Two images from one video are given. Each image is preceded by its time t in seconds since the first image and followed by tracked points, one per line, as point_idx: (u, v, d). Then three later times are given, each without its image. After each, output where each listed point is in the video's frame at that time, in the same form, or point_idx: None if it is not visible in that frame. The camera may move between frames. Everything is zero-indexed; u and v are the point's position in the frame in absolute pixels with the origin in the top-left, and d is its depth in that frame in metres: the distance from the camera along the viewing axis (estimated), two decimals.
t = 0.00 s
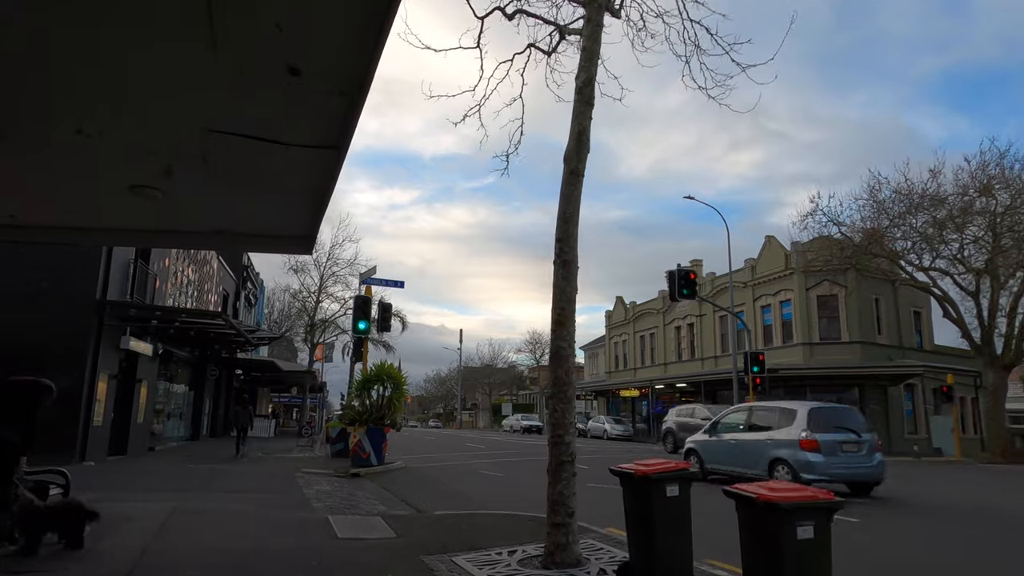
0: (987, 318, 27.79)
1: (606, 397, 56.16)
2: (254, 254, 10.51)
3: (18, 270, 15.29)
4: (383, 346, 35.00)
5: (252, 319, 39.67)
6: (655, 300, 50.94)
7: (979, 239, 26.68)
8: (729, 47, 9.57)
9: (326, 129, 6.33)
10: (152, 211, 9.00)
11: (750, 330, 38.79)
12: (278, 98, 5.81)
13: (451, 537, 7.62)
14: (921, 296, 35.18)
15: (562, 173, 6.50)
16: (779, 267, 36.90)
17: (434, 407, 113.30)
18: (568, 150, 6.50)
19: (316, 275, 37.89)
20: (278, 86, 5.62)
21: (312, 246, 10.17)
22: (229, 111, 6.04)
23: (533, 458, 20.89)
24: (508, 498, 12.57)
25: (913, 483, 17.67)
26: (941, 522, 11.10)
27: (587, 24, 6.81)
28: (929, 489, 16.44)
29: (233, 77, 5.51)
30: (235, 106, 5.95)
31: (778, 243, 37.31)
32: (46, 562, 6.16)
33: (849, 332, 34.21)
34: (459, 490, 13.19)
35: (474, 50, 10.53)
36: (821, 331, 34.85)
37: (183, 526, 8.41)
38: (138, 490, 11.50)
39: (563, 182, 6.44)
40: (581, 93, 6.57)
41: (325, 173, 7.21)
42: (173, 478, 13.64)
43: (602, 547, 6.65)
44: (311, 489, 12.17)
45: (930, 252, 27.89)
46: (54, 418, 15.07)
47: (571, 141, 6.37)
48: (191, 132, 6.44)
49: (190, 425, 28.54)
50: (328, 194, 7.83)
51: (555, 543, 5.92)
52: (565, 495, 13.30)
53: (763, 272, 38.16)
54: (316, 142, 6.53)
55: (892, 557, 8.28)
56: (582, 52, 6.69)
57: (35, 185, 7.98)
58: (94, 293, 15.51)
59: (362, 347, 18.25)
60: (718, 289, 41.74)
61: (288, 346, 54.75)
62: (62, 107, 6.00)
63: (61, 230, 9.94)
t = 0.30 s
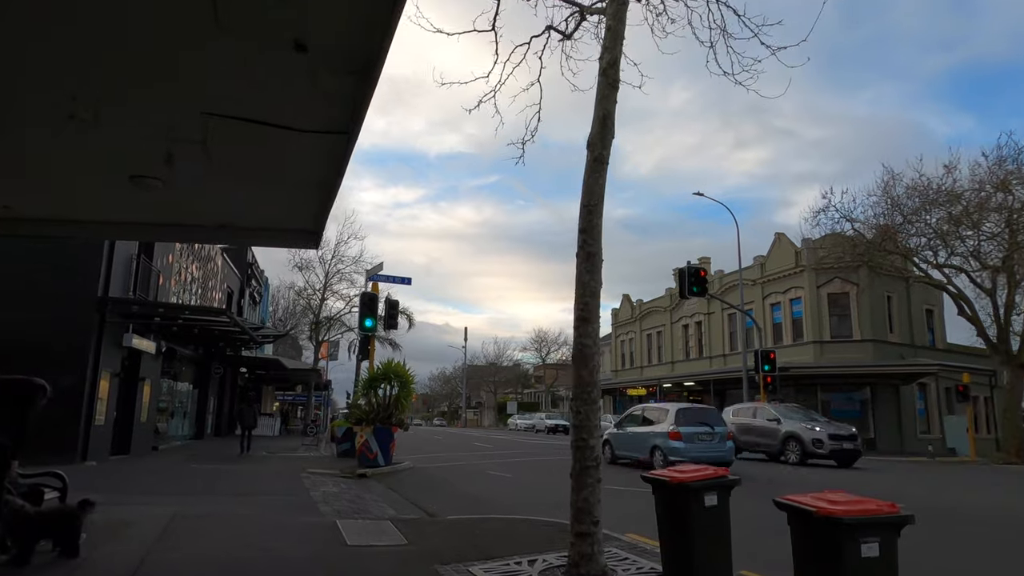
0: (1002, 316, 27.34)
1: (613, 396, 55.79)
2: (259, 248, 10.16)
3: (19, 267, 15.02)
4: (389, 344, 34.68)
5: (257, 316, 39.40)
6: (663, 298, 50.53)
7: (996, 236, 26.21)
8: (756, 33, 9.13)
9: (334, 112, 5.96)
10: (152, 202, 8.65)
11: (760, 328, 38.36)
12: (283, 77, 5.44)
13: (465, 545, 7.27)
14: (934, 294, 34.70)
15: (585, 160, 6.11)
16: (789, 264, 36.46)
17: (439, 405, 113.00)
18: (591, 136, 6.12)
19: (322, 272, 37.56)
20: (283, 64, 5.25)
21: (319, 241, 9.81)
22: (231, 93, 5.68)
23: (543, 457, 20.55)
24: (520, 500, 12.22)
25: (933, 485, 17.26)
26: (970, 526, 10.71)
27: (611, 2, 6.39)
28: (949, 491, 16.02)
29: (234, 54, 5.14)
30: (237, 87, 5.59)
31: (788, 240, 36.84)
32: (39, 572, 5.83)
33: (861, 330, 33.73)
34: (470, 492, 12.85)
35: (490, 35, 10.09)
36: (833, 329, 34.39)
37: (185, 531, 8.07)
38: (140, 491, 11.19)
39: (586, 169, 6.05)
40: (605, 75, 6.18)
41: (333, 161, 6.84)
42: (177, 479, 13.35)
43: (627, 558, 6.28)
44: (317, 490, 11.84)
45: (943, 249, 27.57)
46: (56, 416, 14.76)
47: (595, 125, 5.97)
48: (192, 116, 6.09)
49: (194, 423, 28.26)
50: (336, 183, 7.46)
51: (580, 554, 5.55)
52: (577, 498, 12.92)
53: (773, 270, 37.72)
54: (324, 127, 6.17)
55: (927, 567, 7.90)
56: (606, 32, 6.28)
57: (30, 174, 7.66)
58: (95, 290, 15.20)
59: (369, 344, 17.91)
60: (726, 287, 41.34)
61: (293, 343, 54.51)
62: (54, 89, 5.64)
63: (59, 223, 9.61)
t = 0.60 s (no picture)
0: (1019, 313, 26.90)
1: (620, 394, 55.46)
2: (267, 242, 9.86)
3: (23, 263, 14.78)
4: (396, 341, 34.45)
5: (262, 314, 39.16)
6: (671, 295, 50.15)
7: (1014, 232, 25.78)
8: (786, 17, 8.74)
9: (350, 93, 5.65)
10: (158, 193, 8.33)
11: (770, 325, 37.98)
12: (298, 55, 5.12)
13: (484, 551, 6.96)
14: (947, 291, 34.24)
15: (613, 144, 5.78)
16: (800, 261, 36.05)
17: (444, 404, 112.76)
18: (619, 119, 5.80)
19: (328, 270, 37.26)
20: (298, 40, 4.94)
21: (329, 232, 9.52)
22: (242, 73, 5.37)
23: (553, 457, 20.22)
24: (534, 501, 11.89)
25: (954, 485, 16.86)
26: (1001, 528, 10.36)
27: None
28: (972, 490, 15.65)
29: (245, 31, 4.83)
30: (248, 67, 5.28)
31: (799, 236, 36.42)
32: None
33: (873, 327, 33.30)
34: (482, 493, 12.53)
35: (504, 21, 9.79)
36: (844, 327, 33.98)
37: (190, 535, 7.77)
38: (146, 493, 10.91)
39: (614, 153, 5.72)
40: (633, 54, 5.87)
41: (347, 146, 6.55)
42: (183, 479, 13.05)
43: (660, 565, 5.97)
44: (327, 491, 11.56)
45: (958, 244, 27.23)
46: (60, 415, 14.49)
47: (625, 106, 5.64)
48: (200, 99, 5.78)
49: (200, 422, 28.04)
50: (349, 170, 7.16)
51: (610, 561, 5.21)
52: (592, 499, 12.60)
53: (783, 267, 37.32)
54: (339, 109, 5.87)
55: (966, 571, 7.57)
56: (635, 8, 5.94)
57: (30, 163, 7.35)
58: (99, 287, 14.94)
59: (377, 342, 17.58)
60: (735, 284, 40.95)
61: (299, 342, 54.30)
62: (53, 68, 5.31)
63: (64, 216, 9.33)
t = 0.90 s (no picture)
0: None
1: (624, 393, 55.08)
2: (270, 234, 9.55)
3: (22, 258, 14.47)
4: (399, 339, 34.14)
5: (264, 312, 38.83)
6: (675, 293, 49.77)
7: None
8: None
9: (358, 70, 5.31)
10: (155, 181, 8.01)
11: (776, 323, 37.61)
12: (302, 28, 4.79)
13: (497, 557, 6.64)
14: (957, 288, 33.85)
15: (638, 125, 5.42)
16: (808, 257, 35.67)
17: (446, 403, 112.36)
18: (645, 98, 5.45)
19: (330, 268, 36.95)
20: (303, 11, 4.59)
21: (334, 223, 9.18)
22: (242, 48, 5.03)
23: (561, 456, 19.88)
24: (545, 503, 11.56)
25: (972, 485, 16.47)
26: None
27: None
28: (991, 491, 15.30)
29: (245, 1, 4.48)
30: (249, 41, 4.94)
31: (806, 232, 36.05)
32: None
33: (882, 325, 32.92)
34: (491, 494, 12.20)
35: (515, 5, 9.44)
36: (853, 324, 33.62)
37: (191, 539, 7.45)
38: (146, 494, 10.58)
39: (640, 136, 5.37)
40: (660, 29, 5.53)
41: (353, 129, 6.22)
42: (185, 480, 12.73)
43: None
44: (332, 492, 11.23)
45: (971, 239, 26.87)
46: (59, 414, 14.17)
47: (652, 85, 5.29)
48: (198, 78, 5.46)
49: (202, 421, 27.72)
50: (357, 155, 6.82)
51: (637, 570, 4.85)
52: (604, 501, 12.28)
53: (790, 263, 36.95)
54: (345, 89, 5.54)
55: None
56: None
57: (21, 148, 7.02)
58: (99, 283, 14.65)
59: (382, 339, 17.25)
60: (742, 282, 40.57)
61: (301, 340, 53.97)
62: (42, 42, 4.99)
63: (60, 206, 9.02)
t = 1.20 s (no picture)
0: None
1: (627, 392, 54.66)
2: (268, 226, 9.18)
3: (13, 254, 14.09)
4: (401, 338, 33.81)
5: (264, 311, 38.42)
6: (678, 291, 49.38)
7: None
8: None
9: (360, 44, 4.92)
10: (146, 169, 7.61)
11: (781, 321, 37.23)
12: None
13: (507, 566, 6.28)
14: (964, 286, 33.47)
15: (663, 104, 5.04)
16: (813, 254, 35.30)
17: (446, 402, 111.93)
18: (670, 73, 5.07)
19: (330, 266, 36.55)
20: None
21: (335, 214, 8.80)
22: (234, 18, 4.65)
23: (565, 457, 19.48)
24: (552, 506, 11.16)
25: (989, 487, 16.06)
26: None
27: None
28: (1010, 493, 14.92)
29: None
30: (241, 10, 4.56)
31: (811, 230, 35.67)
32: None
33: (888, 323, 32.53)
34: (496, 497, 11.77)
35: None
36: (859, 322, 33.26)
37: (183, 546, 7.04)
38: (140, 498, 10.20)
39: (665, 114, 4.99)
40: (685, 1, 5.16)
41: (355, 109, 5.83)
42: (181, 482, 12.34)
43: None
44: (331, 495, 10.82)
45: (980, 235, 26.52)
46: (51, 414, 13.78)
47: (677, 58, 4.91)
48: (187, 52, 5.07)
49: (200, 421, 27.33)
50: (359, 139, 6.44)
51: None
52: (614, 502, 11.89)
53: (795, 261, 36.57)
54: (346, 65, 5.16)
55: None
56: None
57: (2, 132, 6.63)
58: (93, 280, 14.26)
59: (383, 337, 16.84)
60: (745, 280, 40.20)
61: (300, 339, 53.54)
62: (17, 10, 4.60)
63: (48, 195, 8.64)
